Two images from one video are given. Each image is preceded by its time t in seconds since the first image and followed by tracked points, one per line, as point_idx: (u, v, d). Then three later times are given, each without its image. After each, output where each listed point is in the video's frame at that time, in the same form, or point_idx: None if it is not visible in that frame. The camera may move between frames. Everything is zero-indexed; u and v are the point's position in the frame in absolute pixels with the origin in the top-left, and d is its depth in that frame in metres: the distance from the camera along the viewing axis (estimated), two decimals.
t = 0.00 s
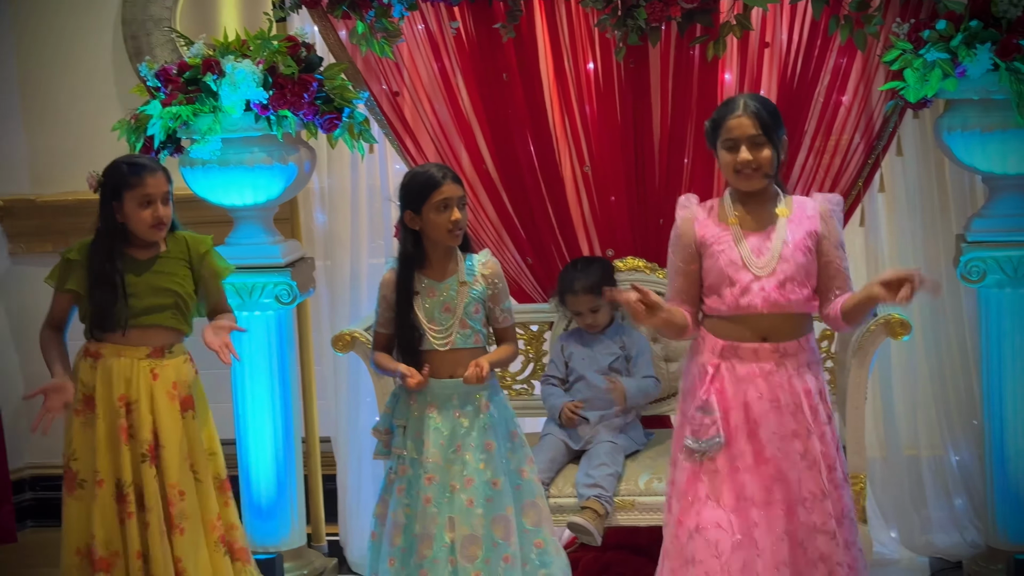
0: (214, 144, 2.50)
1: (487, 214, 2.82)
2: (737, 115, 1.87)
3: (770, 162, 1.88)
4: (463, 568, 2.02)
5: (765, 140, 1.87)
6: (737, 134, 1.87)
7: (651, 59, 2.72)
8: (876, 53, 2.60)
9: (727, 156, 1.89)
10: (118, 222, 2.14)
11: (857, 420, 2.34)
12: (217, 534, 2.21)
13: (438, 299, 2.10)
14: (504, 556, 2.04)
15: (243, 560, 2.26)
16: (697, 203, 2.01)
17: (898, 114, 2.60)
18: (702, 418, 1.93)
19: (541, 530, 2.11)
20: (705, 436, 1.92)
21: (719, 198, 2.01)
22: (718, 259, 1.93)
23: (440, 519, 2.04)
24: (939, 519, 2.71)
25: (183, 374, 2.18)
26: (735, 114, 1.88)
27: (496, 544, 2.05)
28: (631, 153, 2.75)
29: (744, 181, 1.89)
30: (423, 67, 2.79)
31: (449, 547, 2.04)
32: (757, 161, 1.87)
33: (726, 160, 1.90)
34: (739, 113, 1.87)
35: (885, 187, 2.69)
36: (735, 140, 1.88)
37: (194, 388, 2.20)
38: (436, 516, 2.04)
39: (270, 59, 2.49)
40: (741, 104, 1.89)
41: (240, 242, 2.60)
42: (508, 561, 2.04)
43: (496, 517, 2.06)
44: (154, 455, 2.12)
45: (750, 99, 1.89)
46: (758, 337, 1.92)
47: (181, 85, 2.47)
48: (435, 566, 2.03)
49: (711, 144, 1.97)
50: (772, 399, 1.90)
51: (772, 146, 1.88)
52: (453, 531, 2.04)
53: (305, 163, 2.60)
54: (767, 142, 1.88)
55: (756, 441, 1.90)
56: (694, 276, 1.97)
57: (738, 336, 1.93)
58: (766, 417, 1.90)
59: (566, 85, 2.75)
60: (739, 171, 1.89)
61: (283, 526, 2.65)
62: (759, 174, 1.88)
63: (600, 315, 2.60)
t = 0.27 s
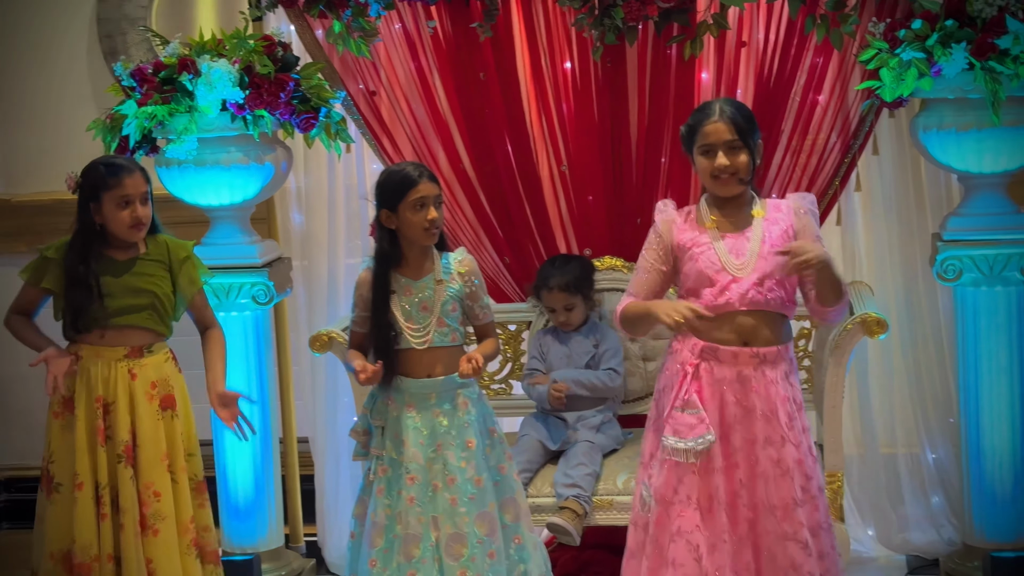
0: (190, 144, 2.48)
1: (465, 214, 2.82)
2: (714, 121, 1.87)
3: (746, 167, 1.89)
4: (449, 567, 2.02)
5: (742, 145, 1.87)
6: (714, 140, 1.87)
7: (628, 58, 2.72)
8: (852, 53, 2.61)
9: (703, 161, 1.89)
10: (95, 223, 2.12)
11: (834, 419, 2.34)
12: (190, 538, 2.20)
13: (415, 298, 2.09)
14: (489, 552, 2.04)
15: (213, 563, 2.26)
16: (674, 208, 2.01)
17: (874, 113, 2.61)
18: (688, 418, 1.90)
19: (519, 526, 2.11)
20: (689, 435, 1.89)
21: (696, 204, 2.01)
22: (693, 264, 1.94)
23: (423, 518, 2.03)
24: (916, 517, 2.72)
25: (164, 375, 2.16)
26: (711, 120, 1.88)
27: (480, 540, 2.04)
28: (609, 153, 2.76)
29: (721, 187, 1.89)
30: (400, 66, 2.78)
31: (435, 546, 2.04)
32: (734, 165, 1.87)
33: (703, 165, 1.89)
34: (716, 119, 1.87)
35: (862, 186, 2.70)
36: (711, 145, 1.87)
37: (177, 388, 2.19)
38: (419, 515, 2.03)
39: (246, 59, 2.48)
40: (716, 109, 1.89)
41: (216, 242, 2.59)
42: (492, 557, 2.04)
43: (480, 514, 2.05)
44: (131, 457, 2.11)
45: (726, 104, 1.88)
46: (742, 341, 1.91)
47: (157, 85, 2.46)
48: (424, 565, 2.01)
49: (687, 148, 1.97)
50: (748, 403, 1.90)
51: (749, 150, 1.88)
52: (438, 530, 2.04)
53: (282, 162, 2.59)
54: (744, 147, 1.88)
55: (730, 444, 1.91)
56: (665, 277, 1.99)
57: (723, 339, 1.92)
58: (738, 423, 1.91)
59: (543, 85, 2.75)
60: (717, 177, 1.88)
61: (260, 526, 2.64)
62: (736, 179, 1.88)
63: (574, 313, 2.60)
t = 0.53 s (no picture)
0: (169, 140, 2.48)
1: (445, 210, 2.81)
2: (696, 119, 1.86)
3: (728, 167, 1.87)
4: (425, 563, 2.02)
5: (723, 144, 1.86)
6: (695, 138, 1.86)
7: (607, 53, 2.73)
8: (831, 47, 2.61)
9: (684, 160, 1.88)
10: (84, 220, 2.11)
11: (816, 412, 2.34)
12: (178, 533, 2.18)
13: (396, 296, 2.08)
14: (466, 552, 2.04)
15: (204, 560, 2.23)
16: (659, 207, 1.98)
17: (853, 108, 2.62)
18: (667, 426, 1.92)
19: (502, 524, 2.11)
20: (666, 442, 1.91)
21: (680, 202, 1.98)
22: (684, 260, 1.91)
23: (400, 516, 2.03)
24: (896, 510, 2.74)
25: (154, 372, 2.15)
26: (693, 118, 1.87)
27: (457, 539, 2.04)
28: (589, 148, 2.77)
29: (702, 187, 1.88)
30: (379, 62, 2.77)
31: (411, 544, 2.03)
32: (714, 165, 1.86)
33: (684, 164, 1.88)
34: (698, 117, 1.86)
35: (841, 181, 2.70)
36: (692, 143, 1.86)
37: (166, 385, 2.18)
38: (396, 513, 2.03)
39: (225, 54, 2.47)
40: (700, 108, 1.88)
41: (196, 239, 2.58)
42: (470, 557, 2.04)
43: (458, 513, 2.05)
44: (120, 455, 2.10)
45: (709, 104, 1.88)
46: (721, 344, 1.89)
47: (135, 81, 2.45)
48: (398, 562, 2.02)
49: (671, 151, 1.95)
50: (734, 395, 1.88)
51: (730, 150, 1.87)
52: (415, 529, 2.03)
53: (261, 159, 2.58)
54: (725, 146, 1.87)
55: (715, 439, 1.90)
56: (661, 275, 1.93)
57: (702, 347, 1.90)
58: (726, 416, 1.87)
59: (523, 81, 2.75)
60: (697, 175, 1.87)
61: (240, 523, 2.63)
62: (717, 178, 1.87)
63: (554, 308, 2.60)
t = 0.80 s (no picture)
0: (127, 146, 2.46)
1: (405, 214, 2.82)
2: (651, 113, 1.88)
3: (682, 160, 1.89)
4: (389, 568, 2.02)
5: (677, 138, 1.88)
6: (649, 131, 1.88)
7: (566, 57, 2.73)
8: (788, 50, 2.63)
9: (639, 153, 1.90)
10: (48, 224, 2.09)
11: (776, 414, 2.36)
12: (149, 542, 2.17)
13: (357, 299, 2.08)
14: (431, 554, 2.02)
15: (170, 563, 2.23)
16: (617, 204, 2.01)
17: (810, 111, 2.63)
18: (640, 417, 1.90)
19: (461, 528, 2.10)
20: (644, 436, 1.89)
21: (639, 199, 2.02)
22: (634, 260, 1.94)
23: (364, 520, 2.03)
24: (857, 510, 2.75)
25: (116, 383, 2.13)
26: (649, 113, 1.89)
27: (422, 542, 2.03)
28: (548, 151, 2.76)
29: (657, 180, 1.89)
30: (337, 66, 2.76)
31: (376, 549, 2.03)
32: (668, 157, 1.87)
33: (639, 157, 1.90)
34: (653, 111, 1.88)
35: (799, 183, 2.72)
36: (646, 137, 1.88)
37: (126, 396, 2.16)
38: (360, 517, 2.03)
39: (182, 59, 2.46)
40: (656, 102, 1.89)
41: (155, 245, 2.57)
42: (435, 559, 2.02)
43: (422, 514, 2.04)
44: (86, 462, 2.08)
45: (665, 98, 1.90)
46: (687, 336, 1.91)
47: (91, 86, 2.44)
48: (362, 567, 2.01)
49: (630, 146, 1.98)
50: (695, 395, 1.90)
51: (685, 144, 1.89)
52: (380, 532, 2.03)
53: (220, 164, 2.57)
54: (679, 140, 1.88)
55: (681, 440, 1.90)
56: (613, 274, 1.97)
57: (667, 336, 1.92)
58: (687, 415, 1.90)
59: (481, 84, 2.75)
60: (652, 168, 1.89)
61: (202, 530, 2.61)
62: (671, 172, 1.89)
63: (509, 314, 2.59)
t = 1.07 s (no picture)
0: (107, 147, 2.46)
1: (387, 212, 2.82)
2: (630, 128, 1.87)
3: (660, 176, 1.88)
4: (371, 567, 2.02)
5: (655, 154, 1.87)
6: (628, 146, 1.87)
7: (547, 52, 2.74)
8: (767, 44, 2.64)
9: (617, 168, 1.89)
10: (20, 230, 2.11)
11: (759, 406, 2.37)
12: (134, 541, 2.16)
13: (337, 298, 2.08)
14: (414, 554, 2.04)
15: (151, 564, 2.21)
16: (596, 212, 1.99)
17: (791, 104, 2.65)
18: (612, 431, 1.92)
19: (448, 526, 2.11)
20: (613, 447, 1.91)
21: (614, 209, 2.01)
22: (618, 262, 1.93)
23: (348, 519, 2.03)
24: (839, 502, 2.76)
25: (91, 388, 2.11)
26: (628, 127, 1.88)
27: (404, 541, 2.04)
28: (529, 148, 2.77)
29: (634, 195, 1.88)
30: (318, 64, 2.77)
31: (358, 547, 2.03)
32: (647, 173, 1.87)
33: (617, 171, 1.89)
34: (632, 126, 1.87)
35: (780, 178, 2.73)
36: (625, 152, 1.87)
37: (103, 398, 2.14)
38: (343, 516, 2.03)
39: (162, 59, 2.46)
40: (635, 117, 1.89)
41: (134, 245, 2.57)
42: (418, 560, 2.04)
43: (404, 515, 2.05)
44: (65, 468, 2.06)
45: (644, 112, 1.89)
46: (656, 348, 1.92)
47: (71, 85, 2.42)
48: (345, 566, 2.01)
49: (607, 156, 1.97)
50: (673, 392, 1.90)
51: (663, 160, 1.88)
52: (361, 531, 2.03)
53: (201, 163, 2.57)
54: (658, 155, 1.88)
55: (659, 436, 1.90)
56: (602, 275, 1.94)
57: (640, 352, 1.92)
58: (665, 411, 1.90)
59: (462, 82, 2.75)
60: (630, 184, 1.88)
61: (186, 529, 2.62)
62: (649, 188, 1.88)
63: (493, 309, 2.60)
